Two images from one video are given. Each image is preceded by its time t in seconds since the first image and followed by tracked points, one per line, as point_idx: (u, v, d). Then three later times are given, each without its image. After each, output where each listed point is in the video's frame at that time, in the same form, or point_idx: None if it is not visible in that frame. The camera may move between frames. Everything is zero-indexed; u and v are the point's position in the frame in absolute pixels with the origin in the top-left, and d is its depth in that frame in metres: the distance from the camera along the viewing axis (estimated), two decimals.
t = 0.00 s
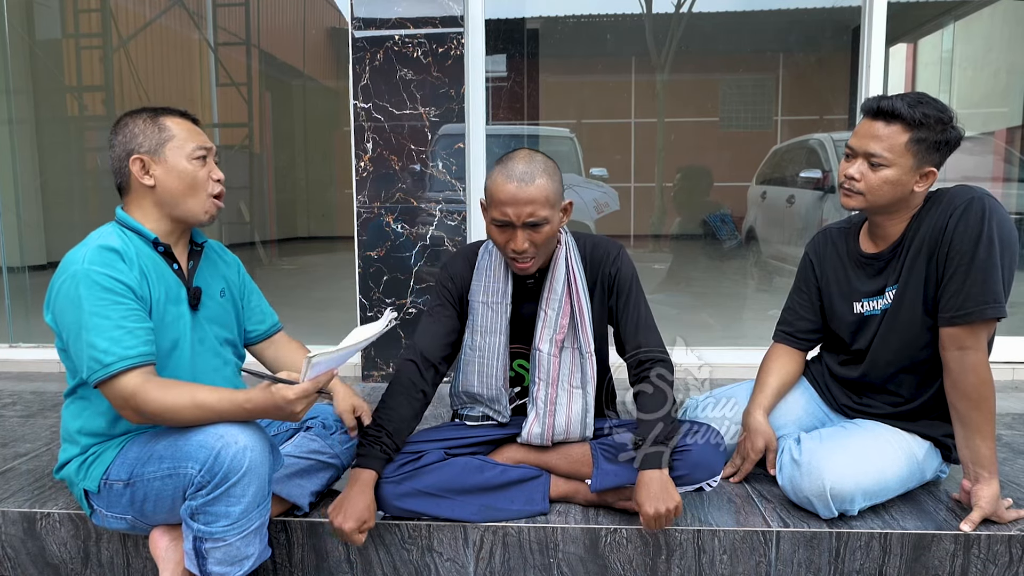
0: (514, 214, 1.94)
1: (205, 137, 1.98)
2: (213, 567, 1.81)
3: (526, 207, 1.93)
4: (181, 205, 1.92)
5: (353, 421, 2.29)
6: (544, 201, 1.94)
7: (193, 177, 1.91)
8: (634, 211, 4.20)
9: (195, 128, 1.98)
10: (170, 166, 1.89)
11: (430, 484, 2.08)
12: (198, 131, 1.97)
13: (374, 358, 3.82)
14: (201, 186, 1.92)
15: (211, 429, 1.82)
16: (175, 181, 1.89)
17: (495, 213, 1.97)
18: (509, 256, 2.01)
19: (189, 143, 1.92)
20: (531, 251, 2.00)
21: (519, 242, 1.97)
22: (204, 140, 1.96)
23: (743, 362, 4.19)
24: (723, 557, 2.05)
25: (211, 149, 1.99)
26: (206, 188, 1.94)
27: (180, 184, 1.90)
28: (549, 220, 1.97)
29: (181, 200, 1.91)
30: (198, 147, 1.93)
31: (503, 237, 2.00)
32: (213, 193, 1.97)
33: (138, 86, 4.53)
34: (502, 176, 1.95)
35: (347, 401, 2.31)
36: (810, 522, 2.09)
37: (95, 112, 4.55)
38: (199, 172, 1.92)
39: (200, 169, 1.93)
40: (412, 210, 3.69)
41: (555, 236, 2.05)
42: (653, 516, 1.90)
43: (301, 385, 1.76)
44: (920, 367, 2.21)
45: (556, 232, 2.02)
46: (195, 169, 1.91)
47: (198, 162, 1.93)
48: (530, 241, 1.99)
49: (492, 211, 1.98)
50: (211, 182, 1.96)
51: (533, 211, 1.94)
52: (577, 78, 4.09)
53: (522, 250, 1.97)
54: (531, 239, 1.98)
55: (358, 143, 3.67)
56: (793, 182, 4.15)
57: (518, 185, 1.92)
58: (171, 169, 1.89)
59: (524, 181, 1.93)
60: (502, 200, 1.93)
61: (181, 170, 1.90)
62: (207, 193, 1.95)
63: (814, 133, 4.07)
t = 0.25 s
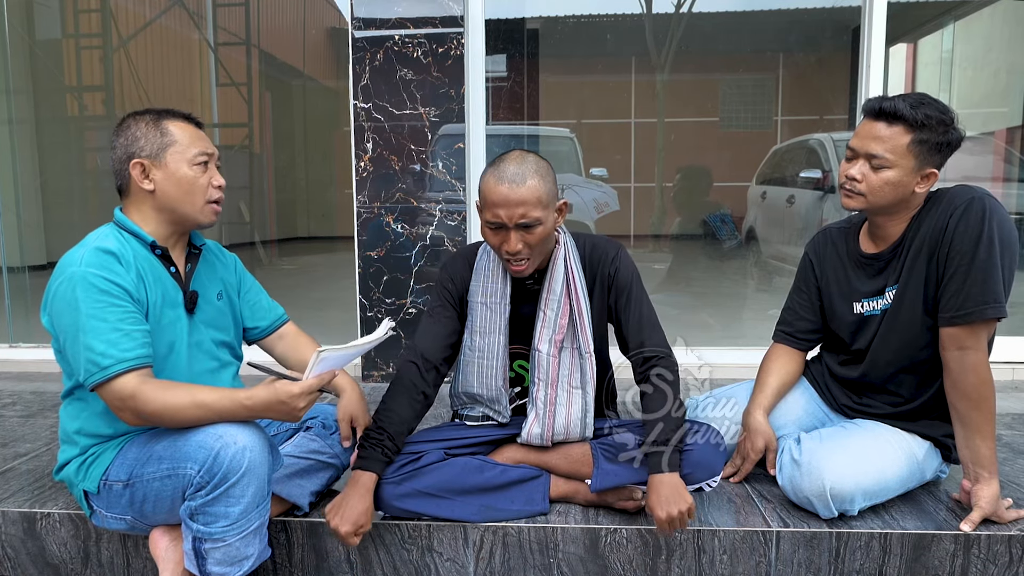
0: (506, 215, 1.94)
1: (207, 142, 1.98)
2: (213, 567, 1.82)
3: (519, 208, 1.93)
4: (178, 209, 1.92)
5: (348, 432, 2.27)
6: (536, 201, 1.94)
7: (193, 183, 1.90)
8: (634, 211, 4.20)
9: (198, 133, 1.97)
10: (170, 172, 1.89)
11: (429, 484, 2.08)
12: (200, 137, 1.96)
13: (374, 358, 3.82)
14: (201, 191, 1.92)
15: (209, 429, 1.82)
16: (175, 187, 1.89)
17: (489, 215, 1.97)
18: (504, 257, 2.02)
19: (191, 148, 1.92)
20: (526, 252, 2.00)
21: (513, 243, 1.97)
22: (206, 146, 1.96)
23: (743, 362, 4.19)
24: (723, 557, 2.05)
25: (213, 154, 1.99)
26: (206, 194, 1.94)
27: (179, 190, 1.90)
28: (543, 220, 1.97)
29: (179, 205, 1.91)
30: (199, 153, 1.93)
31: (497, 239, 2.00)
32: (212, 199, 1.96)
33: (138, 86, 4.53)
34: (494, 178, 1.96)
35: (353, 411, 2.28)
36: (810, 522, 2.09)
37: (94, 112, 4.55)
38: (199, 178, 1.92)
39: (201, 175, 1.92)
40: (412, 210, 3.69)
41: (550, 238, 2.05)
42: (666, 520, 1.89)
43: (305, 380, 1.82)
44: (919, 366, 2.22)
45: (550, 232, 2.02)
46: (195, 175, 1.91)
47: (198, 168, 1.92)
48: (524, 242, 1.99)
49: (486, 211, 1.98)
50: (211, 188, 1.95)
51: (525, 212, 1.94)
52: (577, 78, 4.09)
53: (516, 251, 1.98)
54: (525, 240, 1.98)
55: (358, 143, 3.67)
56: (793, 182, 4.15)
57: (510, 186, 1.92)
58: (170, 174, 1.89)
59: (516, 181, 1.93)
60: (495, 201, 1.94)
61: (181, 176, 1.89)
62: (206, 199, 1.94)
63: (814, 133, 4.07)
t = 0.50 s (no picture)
0: (509, 212, 1.94)
1: (206, 144, 1.97)
2: (213, 568, 1.82)
3: (521, 206, 1.93)
4: (177, 211, 1.91)
5: (348, 437, 2.28)
6: (538, 199, 1.94)
7: (191, 185, 1.90)
8: (634, 212, 4.20)
9: (197, 135, 1.96)
10: (168, 174, 1.89)
11: (429, 484, 2.08)
12: (199, 138, 1.96)
13: (374, 358, 3.82)
14: (199, 193, 1.92)
15: (209, 429, 1.82)
16: (173, 189, 1.89)
17: (491, 212, 1.97)
18: (505, 255, 2.02)
19: (189, 150, 1.91)
20: (528, 249, 2.00)
21: (515, 241, 1.97)
22: (204, 148, 1.95)
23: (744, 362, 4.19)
24: (723, 557, 2.05)
25: (212, 156, 1.98)
26: (204, 196, 1.94)
27: (177, 192, 1.90)
28: (545, 218, 1.97)
29: (177, 208, 1.91)
30: (198, 155, 1.93)
31: (499, 237, 2.00)
32: (210, 201, 1.96)
33: (138, 86, 4.54)
34: (497, 175, 1.96)
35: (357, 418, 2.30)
36: (810, 522, 2.09)
37: (95, 112, 4.55)
38: (197, 180, 1.92)
39: (199, 177, 1.92)
40: (412, 210, 3.69)
41: (552, 236, 2.05)
42: (675, 522, 1.90)
43: (307, 377, 1.85)
44: (920, 367, 2.22)
45: (552, 231, 2.02)
46: (193, 177, 1.91)
47: (196, 170, 1.92)
48: (526, 240, 1.99)
49: (488, 210, 1.98)
50: (209, 190, 1.95)
51: (527, 209, 1.94)
52: (577, 78, 4.09)
53: (517, 248, 1.97)
54: (527, 238, 1.98)
55: (358, 143, 3.67)
56: (793, 182, 4.15)
57: (513, 183, 1.93)
58: (168, 176, 1.89)
59: (519, 179, 1.93)
60: (497, 198, 1.94)
61: (178, 178, 1.89)
62: (204, 201, 1.94)
63: (814, 133, 4.07)
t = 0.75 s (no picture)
0: (511, 210, 1.94)
1: (208, 145, 1.97)
2: (213, 568, 1.82)
3: (523, 205, 1.93)
4: (176, 212, 1.91)
5: (348, 438, 2.29)
6: (540, 198, 1.94)
7: (192, 187, 1.90)
8: (634, 212, 4.20)
9: (199, 136, 1.96)
10: (170, 176, 1.89)
11: (429, 484, 2.08)
12: (201, 139, 1.96)
13: (374, 358, 3.82)
14: (200, 195, 1.92)
15: (209, 429, 1.82)
16: (175, 191, 1.89)
17: (493, 210, 1.97)
18: (507, 254, 2.01)
19: (191, 151, 1.91)
20: (530, 248, 2.00)
21: (517, 239, 1.97)
22: (206, 149, 1.95)
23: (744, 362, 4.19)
24: (723, 557, 2.05)
25: (214, 157, 1.98)
26: (205, 198, 1.93)
27: (178, 194, 1.89)
28: (547, 217, 1.97)
29: (178, 209, 1.91)
30: (199, 156, 1.92)
31: (501, 235, 2.00)
32: (212, 202, 1.96)
33: (138, 87, 4.54)
34: (500, 173, 1.96)
35: (358, 421, 2.30)
36: (810, 522, 2.09)
37: (95, 112, 4.55)
38: (199, 182, 1.91)
39: (200, 179, 1.92)
40: (412, 210, 3.69)
41: (553, 236, 2.05)
42: (665, 522, 1.89)
43: (306, 374, 1.86)
44: (919, 367, 2.22)
45: (553, 230, 2.02)
46: (195, 179, 1.91)
47: (198, 171, 1.92)
48: (528, 238, 1.99)
49: (489, 209, 1.98)
50: (211, 192, 1.95)
51: (530, 207, 1.94)
52: (577, 78, 4.09)
53: (519, 247, 1.97)
54: (529, 237, 1.99)
55: (358, 143, 3.67)
56: (793, 182, 4.15)
57: (516, 181, 1.93)
58: (170, 178, 1.89)
59: (522, 177, 1.93)
60: (499, 196, 1.94)
61: (180, 180, 1.89)
62: (205, 202, 1.94)
63: (814, 133, 4.07)
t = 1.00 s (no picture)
0: (513, 214, 1.94)
1: (214, 148, 1.97)
2: (213, 568, 1.82)
3: (525, 208, 1.93)
4: (177, 213, 1.91)
5: (348, 441, 2.31)
6: (542, 201, 1.94)
7: (198, 191, 1.90)
8: (634, 212, 4.20)
9: (206, 139, 1.96)
10: (176, 179, 1.89)
11: (429, 484, 2.08)
12: (208, 142, 1.96)
13: (374, 358, 3.82)
14: (206, 199, 1.92)
15: (210, 429, 1.82)
16: (180, 194, 1.89)
17: (494, 214, 1.97)
18: (509, 257, 2.01)
19: (197, 154, 1.91)
20: (531, 251, 2.00)
21: (519, 243, 1.97)
22: (212, 152, 1.95)
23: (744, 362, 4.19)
24: (723, 557, 2.05)
25: (221, 160, 1.98)
26: (211, 201, 1.93)
27: (184, 198, 1.90)
28: (548, 221, 1.97)
29: (184, 212, 1.91)
30: (205, 160, 1.92)
31: (502, 238, 2.00)
32: (217, 206, 1.96)
33: (138, 86, 4.55)
34: (501, 177, 1.95)
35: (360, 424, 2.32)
36: (810, 522, 2.09)
37: (94, 112, 4.55)
38: (204, 185, 1.91)
39: (206, 182, 1.92)
40: (413, 210, 3.69)
41: (554, 238, 2.05)
42: (670, 528, 1.90)
43: (307, 372, 1.87)
44: (919, 367, 2.22)
45: (555, 232, 2.02)
46: (201, 183, 1.91)
47: (204, 175, 1.92)
48: (530, 242, 1.99)
49: (490, 212, 1.98)
50: (216, 195, 1.95)
51: (531, 212, 1.94)
52: (577, 78, 4.09)
53: (520, 251, 1.97)
54: (531, 240, 1.98)
55: (358, 143, 3.67)
56: (793, 182, 4.15)
57: (517, 186, 1.93)
58: (176, 181, 1.89)
59: (523, 182, 1.93)
60: (500, 201, 1.94)
61: (186, 183, 1.89)
62: (210, 206, 1.94)
63: (814, 133, 4.07)
